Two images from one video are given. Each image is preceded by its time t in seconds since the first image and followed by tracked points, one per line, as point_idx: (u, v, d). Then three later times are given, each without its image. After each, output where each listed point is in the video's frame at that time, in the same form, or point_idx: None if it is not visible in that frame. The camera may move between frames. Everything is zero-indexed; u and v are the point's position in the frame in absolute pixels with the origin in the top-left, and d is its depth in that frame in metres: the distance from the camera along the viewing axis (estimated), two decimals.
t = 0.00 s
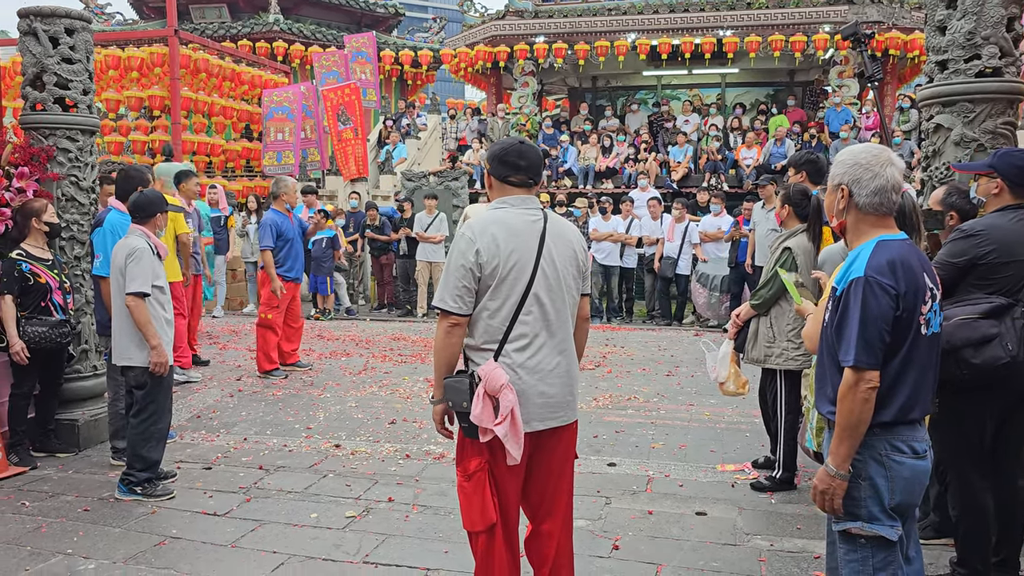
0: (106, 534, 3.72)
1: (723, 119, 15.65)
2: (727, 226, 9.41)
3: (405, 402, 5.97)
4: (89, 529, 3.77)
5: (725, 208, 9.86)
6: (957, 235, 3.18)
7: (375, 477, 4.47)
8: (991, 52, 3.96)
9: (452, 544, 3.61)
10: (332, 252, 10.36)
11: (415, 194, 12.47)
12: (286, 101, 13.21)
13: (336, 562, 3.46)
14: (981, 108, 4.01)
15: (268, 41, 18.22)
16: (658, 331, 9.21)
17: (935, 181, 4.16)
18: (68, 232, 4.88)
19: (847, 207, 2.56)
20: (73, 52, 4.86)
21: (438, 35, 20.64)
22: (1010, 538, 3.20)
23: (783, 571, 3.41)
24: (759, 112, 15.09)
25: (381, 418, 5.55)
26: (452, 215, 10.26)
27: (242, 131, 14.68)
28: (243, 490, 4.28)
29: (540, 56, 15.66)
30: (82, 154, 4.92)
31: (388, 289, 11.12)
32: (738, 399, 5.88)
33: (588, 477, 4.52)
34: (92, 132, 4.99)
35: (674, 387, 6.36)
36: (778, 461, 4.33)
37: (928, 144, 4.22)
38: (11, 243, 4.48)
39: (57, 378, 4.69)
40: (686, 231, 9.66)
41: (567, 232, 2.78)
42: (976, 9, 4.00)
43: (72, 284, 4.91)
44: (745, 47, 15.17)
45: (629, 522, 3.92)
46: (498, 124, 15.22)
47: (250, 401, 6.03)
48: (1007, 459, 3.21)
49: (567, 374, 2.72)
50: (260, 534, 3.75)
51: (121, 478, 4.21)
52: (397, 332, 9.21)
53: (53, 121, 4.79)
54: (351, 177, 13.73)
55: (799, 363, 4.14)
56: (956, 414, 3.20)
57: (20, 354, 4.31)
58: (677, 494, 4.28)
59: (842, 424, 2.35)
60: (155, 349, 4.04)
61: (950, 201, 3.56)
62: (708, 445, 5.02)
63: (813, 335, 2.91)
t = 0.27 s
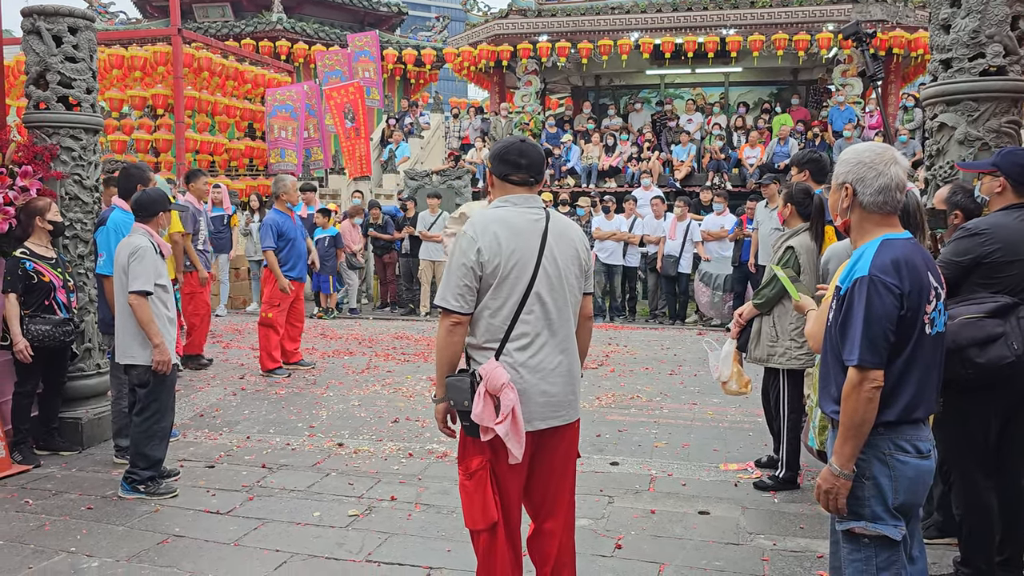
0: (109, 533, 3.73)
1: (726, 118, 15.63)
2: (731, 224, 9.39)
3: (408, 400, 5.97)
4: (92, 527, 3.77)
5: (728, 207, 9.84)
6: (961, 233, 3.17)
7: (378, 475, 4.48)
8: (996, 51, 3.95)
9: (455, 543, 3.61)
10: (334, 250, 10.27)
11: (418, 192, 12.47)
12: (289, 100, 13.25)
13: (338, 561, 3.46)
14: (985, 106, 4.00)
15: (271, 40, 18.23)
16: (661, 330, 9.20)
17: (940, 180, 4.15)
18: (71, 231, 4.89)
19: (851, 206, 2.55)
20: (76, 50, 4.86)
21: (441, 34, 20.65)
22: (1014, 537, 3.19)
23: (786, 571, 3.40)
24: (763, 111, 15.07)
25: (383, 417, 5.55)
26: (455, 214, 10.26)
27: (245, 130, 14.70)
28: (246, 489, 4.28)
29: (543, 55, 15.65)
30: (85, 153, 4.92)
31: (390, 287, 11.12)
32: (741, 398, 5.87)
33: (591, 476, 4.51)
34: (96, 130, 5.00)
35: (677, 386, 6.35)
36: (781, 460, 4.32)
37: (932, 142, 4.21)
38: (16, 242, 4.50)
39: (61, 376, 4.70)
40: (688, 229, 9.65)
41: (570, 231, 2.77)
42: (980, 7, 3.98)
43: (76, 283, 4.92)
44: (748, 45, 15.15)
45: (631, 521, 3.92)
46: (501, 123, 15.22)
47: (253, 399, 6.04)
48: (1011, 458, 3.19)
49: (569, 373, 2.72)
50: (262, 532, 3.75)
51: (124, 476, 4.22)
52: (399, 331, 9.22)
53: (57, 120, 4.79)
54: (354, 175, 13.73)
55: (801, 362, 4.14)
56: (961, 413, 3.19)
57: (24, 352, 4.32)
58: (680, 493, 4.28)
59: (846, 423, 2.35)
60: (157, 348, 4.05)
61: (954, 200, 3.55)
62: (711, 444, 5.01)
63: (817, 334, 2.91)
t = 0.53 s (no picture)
0: (108, 533, 3.73)
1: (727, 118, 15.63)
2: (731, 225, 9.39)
3: (407, 400, 5.97)
4: (92, 528, 3.77)
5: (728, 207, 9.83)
6: (963, 233, 3.16)
7: (378, 475, 4.47)
8: (996, 50, 3.94)
9: (455, 543, 3.61)
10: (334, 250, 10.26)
11: (418, 192, 12.48)
12: (290, 100, 13.27)
13: (338, 561, 3.46)
14: (986, 106, 4.00)
15: (272, 39, 18.23)
16: (661, 330, 9.20)
17: (940, 180, 4.15)
18: (71, 231, 4.89)
19: (852, 206, 2.55)
20: (76, 50, 4.86)
21: (441, 34, 20.66)
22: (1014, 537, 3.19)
23: (786, 571, 3.40)
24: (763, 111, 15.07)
25: (383, 417, 5.55)
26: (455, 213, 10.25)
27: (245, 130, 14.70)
28: (246, 489, 4.28)
29: (543, 55, 15.65)
30: (85, 153, 4.92)
31: (391, 287, 11.11)
32: (741, 398, 5.87)
33: (591, 476, 4.51)
34: (96, 130, 5.00)
35: (677, 386, 6.35)
36: (781, 461, 4.32)
37: (932, 142, 4.20)
38: (16, 241, 4.50)
39: (61, 376, 4.70)
40: (686, 229, 9.65)
41: (568, 231, 2.77)
42: (981, 7, 3.98)
43: (76, 283, 4.92)
44: (748, 45, 15.14)
45: (631, 521, 3.92)
46: (501, 123, 15.22)
47: (253, 399, 6.04)
48: (1012, 457, 3.19)
49: (567, 373, 2.72)
50: (262, 532, 3.75)
51: (124, 476, 4.22)
52: (399, 331, 9.22)
53: (56, 120, 4.79)
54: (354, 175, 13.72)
55: (801, 362, 4.13)
56: (963, 413, 3.18)
57: (24, 352, 4.32)
58: (680, 493, 4.27)
59: (846, 423, 2.35)
60: (157, 348, 4.05)
61: (955, 200, 3.55)
62: (710, 444, 5.01)
63: (817, 334, 2.91)
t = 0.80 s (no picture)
0: (104, 534, 3.72)
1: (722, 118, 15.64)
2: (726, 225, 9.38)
3: (403, 401, 5.96)
4: (87, 529, 3.76)
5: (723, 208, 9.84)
6: (960, 233, 3.17)
7: (373, 476, 4.47)
8: (991, 51, 3.95)
9: (451, 544, 3.61)
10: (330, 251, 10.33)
11: (414, 193, 12.48)
12: (284, 101, 13.17)
13: (334, 562, 3.46)
14: (981, 106, 4.00)
15: (267, 40, 18.22)
16: (657, 331, 9.21)
17: (935, 180, 4.16)
18: (66, 231, 4.88)
19: (847, 206, 2.56)
20: (70, 51, 4.85)
21: (437, 34, 20.66)
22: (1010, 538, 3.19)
23: (781, 571, 3.40)
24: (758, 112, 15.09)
25: (378, 417, 5.55)
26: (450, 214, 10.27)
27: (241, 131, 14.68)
28: (241, 490, 4.28)
29: (538, 56, 15.66)
30: (80, 153, 4.91)
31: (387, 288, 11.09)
32: (737, 398, 5.87)
33: (586, 477, 4.51)
34: (91, 131, 4.99)
35: (673, 387, 6.35)
36: (776, 460, 4.32)
37: (927, 143, 4.21)
38: (11, 242, 4.50)
39: (56, 377, 4.69)
40: (681, 229, 9.66)
41: (562, 231, 2.77)
42: (975, 8, 4.00)
43: (71, 284, 4.91)
44: (744, 46, 15.14)
45: (627, 522, 3.92)
46: (497, 124, 15.21)
47: (249, 400, 6.03)
48: (1009, 458, 3.20)
49: (562, 374, 2.72)
50: (258, 533, 3.75)
51: (119, 477, 4.21)
52: (396, 332, 9.21)
53: (50, 120, 4.78)
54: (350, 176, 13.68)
55: (797, 362, 4.13)
56: (961, 413, 3.20)
57: (19, 353, 4.30)
58: (676, 494, 4.27)
59: (842, 423, 2.35)
60: (153, 349, 4.03)
61: (949, 200, 3.55)
62: (706, 444, 5.01)
63: (813, 335, 2.91)
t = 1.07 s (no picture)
0: (92, 537, 3.70)
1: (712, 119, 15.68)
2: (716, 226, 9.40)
3: (394, 402, 5.96)
4: (76, 531, 3.74)
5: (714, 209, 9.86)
6: (950, 234, 3.18)
7: (364, 477, 4.46)
8: (979, 52, 3.97)
9: (441, 545, 3.60)
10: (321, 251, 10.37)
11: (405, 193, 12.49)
12: (274, 101, 13.18)
13: (324, 564, 3.45)
14: (969, 107, 4.02)
15: (257, 40, 18.18)
16: (648, 331, 9.22)
17: (924, 181, 4.17)
18: (54, 232, 4.85)
19: (838, 206, 2.56)
20: (59, 51, 4.83)
21: (427, 35, 20.65)
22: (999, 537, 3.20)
23: (772, 571, 3.41)
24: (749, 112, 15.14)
25: (368, 418, 5.54)
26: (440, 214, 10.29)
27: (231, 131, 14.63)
28: (231, 491, 4.26)
29: (529, 56, 15.66)
30: (68, 154, 4.89)
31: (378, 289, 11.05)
32: (727, 399, 5.88)
33: (576, 477, 4.51)
34: (79, 131, 4.96)
35: (663, 387, 6.36)
36: (767, 461, 4.33)
37: (916, 144, 4.22)
38: None
39: (44, 379, 4.66)
40: (670, 229, 9.66)
41: (551, 232, 2.77)
42: (964, 9, 4.02)
43: (59, 285, 4.88)
44: (734, 47, 15.18)
45: (618, 522, 3.92)
46: (488, 124, 15.20)
47: (239, 401, 6.01)
48: (998, 457, 3.21)
49: (551, 375, 2.72)
50: (248, 535, 3.74)
51: (108, 479, 4.19)
52: (386, 333, 9.20)
53: (39, 121, 4.76)
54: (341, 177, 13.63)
55: (787, 363, 4.14)
56: (950, 413, 3.21)
57: (8, 355, 4.27)
58: (667, 494, 4.28)
59: (832, 424, 2.35)
60: (142, 350, 4.02)
61: (937, 200, 3.56)
62: (697, 445, 5.02)
63: (804, 335, 2.92)
